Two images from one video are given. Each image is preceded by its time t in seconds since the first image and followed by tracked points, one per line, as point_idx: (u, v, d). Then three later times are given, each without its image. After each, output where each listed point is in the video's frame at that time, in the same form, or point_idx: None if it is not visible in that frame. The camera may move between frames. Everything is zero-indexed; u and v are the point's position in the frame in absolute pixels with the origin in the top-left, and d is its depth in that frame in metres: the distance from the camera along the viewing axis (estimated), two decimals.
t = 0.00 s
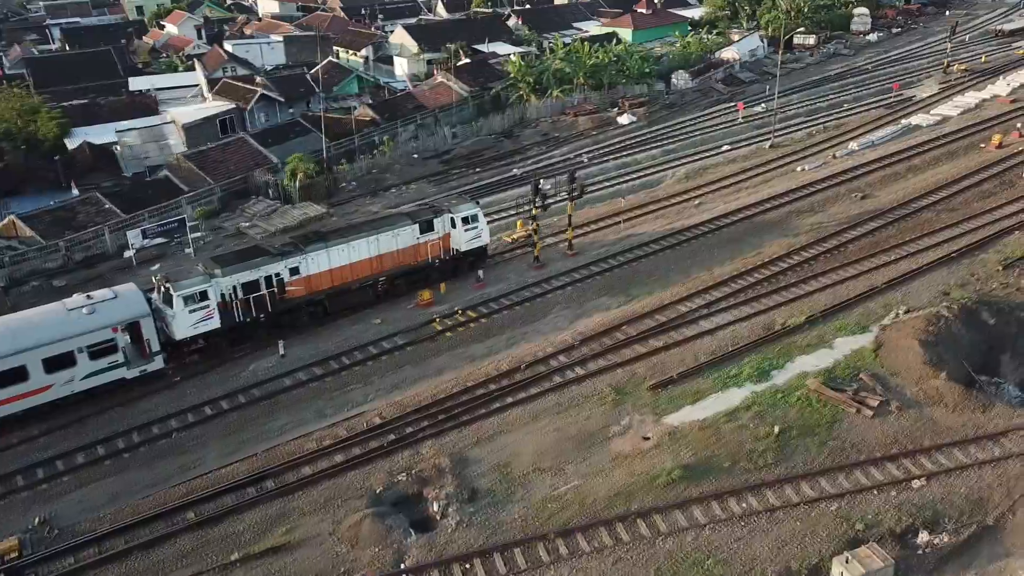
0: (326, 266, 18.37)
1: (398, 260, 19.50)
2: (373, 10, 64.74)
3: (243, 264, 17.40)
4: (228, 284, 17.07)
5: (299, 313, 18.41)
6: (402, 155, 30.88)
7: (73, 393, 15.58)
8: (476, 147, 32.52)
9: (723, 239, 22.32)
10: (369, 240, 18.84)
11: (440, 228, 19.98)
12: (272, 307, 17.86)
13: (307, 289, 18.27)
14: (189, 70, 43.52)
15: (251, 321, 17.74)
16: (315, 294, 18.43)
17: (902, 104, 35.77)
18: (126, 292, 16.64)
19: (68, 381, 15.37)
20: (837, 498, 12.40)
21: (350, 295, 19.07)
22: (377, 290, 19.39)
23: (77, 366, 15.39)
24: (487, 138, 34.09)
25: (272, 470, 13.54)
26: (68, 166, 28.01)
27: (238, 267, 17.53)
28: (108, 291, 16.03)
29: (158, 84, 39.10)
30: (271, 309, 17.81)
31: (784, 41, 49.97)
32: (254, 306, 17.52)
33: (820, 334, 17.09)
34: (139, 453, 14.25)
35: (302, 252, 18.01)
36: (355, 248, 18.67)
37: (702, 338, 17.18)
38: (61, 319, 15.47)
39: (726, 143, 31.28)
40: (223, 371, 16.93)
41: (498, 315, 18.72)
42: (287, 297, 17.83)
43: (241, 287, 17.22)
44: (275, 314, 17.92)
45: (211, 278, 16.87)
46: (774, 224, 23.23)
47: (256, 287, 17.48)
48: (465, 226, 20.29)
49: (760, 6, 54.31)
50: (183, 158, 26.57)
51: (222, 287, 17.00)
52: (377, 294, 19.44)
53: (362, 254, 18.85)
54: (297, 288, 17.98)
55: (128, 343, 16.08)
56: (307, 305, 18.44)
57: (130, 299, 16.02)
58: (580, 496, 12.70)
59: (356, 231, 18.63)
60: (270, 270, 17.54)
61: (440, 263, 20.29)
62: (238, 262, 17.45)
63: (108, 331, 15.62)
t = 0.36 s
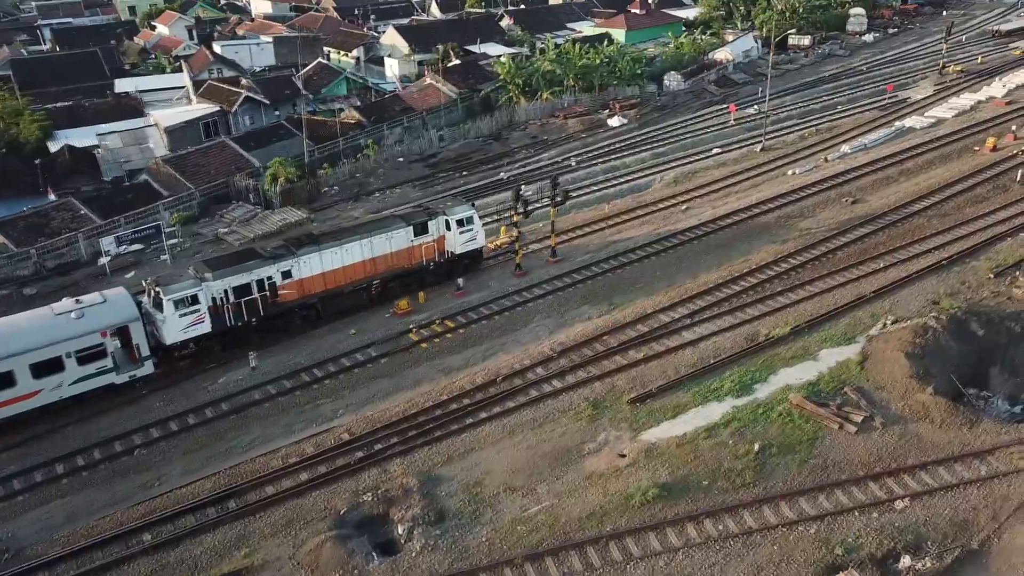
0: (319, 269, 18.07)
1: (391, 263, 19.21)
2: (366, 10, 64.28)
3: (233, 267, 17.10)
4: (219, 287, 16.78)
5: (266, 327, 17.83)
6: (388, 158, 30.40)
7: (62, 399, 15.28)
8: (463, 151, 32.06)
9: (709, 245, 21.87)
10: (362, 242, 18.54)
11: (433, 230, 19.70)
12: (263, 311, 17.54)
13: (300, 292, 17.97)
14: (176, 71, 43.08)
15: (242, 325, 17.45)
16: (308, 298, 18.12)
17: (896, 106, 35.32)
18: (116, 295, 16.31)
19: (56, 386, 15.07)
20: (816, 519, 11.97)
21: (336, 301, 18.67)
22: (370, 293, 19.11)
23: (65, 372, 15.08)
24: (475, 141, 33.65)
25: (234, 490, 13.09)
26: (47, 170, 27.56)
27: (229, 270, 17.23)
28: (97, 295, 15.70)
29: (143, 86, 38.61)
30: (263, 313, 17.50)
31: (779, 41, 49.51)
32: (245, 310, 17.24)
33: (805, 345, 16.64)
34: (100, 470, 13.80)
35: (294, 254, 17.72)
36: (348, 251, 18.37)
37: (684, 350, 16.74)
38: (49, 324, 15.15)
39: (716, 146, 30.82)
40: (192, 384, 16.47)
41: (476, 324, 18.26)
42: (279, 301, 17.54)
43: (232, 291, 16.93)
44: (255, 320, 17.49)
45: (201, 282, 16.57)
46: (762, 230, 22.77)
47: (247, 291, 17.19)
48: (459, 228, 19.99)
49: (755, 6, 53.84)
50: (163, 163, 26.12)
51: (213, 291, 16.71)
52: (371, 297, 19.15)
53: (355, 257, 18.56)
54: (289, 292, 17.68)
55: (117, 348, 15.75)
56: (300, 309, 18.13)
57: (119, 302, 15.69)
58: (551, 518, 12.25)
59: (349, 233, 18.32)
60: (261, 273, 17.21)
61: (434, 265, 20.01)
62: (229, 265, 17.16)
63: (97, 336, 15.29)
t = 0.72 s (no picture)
0: (311, 273, 17.77)
1: (385, 266, 18.90)
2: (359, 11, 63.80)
3: (223, 271, 16.75)
4: (210, 292, 16.44)
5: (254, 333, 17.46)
6: (372, 162, 29.95)
7: (48, 405, 14.97)
8: (450, 154, 31.63)
9: (696, 252, 21.43)
10: (355, 246, 18.22)
11: (428, 233, 19.41)
12: (254, 315, 17.25)
13: (291, 296, 17.67)
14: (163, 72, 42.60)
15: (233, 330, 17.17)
16: (300, 302, 17.83)
17: (890, 108, 34.87)
18: (104, 299, 16.01)
19: (42, 393, 14.76)
20: (796, 543, 11.52)
21: (321, 307, 18.27)
22: (363, 297, 18.82)
23: (51, 378, 14.77)
24: (463, 144, 33.23)
25: (194, 510, 12.62)
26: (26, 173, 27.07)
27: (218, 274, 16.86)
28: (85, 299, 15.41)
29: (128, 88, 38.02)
30: (254, 318, 17.20)
31: (774, 42, 49.09)
32: (235, 314, 16.93)
33: (790, 357, 16.18)
34: (59, 489, 13.36)
35: (286, 258, 17.39)
36: (341, 254, 18.05)
37: (666, 362, 16.28)
38: (35, 329, 14.85)
39: (707, 149, 30.39)
40: (158, 396, 15.99)
41: (454, 334, 17.77)
42: (271, 306, 17.24)
43: (223, 295, 16.61)
44: (236, 328, 17.10)
45: (191, 286, 16.25)
46: (750, 237, 22.31)
47: (238, 295, 16.87)
48: (454, 231, 19.65)
49: (750, 7, 53.38)
50: (142, 167, 25.67)
51: (203, 295, 16.38)
52: (364, 301, 18.86)
53: (348, 260, 18.25)
54: (280, 296, 17.40)
55: (105, 353, 15.44)
56: (291, 313, 17.81)
57: (107, 307, 15.39)
58: (521, 541, 11.79)
59: (343, 237, 17.99)
60: (252, 277, 16.90)
61: (428, 269, 19.71)
62: (219, 269, 16.84)
63: (84, 341, 14.98)
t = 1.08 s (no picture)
0: (304, 278, 17.68)
1: (378, 271, 18.88)
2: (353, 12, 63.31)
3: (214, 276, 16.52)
4: (200, 297, 16.23)
5: (243, 338, 17.31)
6: (357, 166, 29.46)
7: (34, 413, 14.71)
8: (437, 158, 31.18)
9: (682, 260, 20.95)
10: (349, 250, 18.18)
11: (422, 237, 19.42)
12: (246, 320, 17.11)
13: (283, 301, 17.57)
14: (150, 75, 42.14)
15: (224, 335, 16.98)
16: (292, 307, 17.73)
17: (885, 112, 34.37)
18: (90, 304, 15.78)
19: (28, 400, 14.50)
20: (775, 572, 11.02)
21: (297, 318, 17.87)
22: (356, 301, 18.78)
23: (38, 385, 14.53)
24: (451, 147, 32.83)
25: (151, 535, 12.14)
26: (3, 179, 26.56)
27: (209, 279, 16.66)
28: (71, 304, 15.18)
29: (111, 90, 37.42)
30: (246, 323, 17.05)
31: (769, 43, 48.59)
32: (226, 320, 16.74)
33: (775, 372, 15.67)
34: (14, 510, 12.88)
35: (278, 263, 17.29)
36: (335, 259, 17.98)
37: (647, 376, 15.78)
38: (21, 335, 14.60)
39: (698, 154, 29.89)
40: (123, 412, 15.49)
41: (431, 346, 17.27)
42: (263, 310, 17.08)
43: (214, 300, 16.39)
44: (209, 341, 16.66)
45: (182, 291, 16.04)
46: (738, 245, 21.82)
47: (229, 300, 16.67)
48: (448, 235, 19.72)
49: (746, 8, 52.88)
50: (119, 172, 25.17)
51: (193, 300, 16.17)
52: (357, 305, 18.83)
53: (341, 265, 18.19)
54: (272, 301, 17.29)
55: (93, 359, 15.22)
56: (283, 318, 17.71)
57: (94, 312, 15.17)
58: (489, 568, 11.28)
59: (337, 241, 17.91)
60: (244, 282, 16.76)
61: (422, 273, 19.74)
62: (210, 274, 16.63)
63: (71, 347, 14.76)
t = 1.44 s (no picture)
0: (296, 283, 17.28)
1: (373, 275, 18.43)
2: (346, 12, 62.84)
3: (205, 281, 16.19)
4: (190, 303, 15.91)
5: (234, 344, 16.98)
6: (341, 172, 28.97)
7: (19, 422, 14.40)
8: (424, 163, 30.71)
9: (668, 270, 20.44)
10: (342, 255, 17.75)
11: (417, 241, 18.94)
12: (237, 327, 16.77)
13: (275, 307, 17.19)
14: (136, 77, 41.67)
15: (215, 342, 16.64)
16: (284, 313, 17.35)
17: (880, 115, 33.86)
18: (78, 311, 15.46)
19: (13, 410, 14.19)
20: None
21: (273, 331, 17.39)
22: (350, 307, 18.39)
23: (23, 394, 14.22)
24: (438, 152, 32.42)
25: (104, 562, 11.64)
26: None
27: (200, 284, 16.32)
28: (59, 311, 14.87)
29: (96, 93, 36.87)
30: (236, 329, 16.71)
31: (764, 45, 48.12)
32: (216, 326, 16.41)
33: (759, 388, 15.15)
34: None
35: (270, 268, 16.89)
36: (327, 263, 17.56)
37: (628, 393, 15.26)
38: (7, 342, 14.29)
39: (688, 159, 29.38)
40: (86, 429, 14.98)
41: (407, 359, 16.75)
42: (254, 317, 16.71)
43: (204, 306, 16.08)
44: (179, 356, 16.15)
45: (171, 297, 15.71)
46: (726, 254, 21.30)
47: (220, 306, 16.32)
48: (444, 239, 19.27)
49: (741, 10, 52.38)
50: (97, 177, 24.71)
51: (183, 306, 15.86)
52: (350, 311, 18.44)
53: (334, 270, 17.77)
54: (264, 306, 16.91)
55: (80, 367, 14.92)
56: (275, 324, 17.37)
57: (82, 319, 14.87)
58: None
59: (330, 246, 17.49)
60: (235, 288, 16.40)
61: (417, 278, 19.30)
62: (201, 279, 16.29)
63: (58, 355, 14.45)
